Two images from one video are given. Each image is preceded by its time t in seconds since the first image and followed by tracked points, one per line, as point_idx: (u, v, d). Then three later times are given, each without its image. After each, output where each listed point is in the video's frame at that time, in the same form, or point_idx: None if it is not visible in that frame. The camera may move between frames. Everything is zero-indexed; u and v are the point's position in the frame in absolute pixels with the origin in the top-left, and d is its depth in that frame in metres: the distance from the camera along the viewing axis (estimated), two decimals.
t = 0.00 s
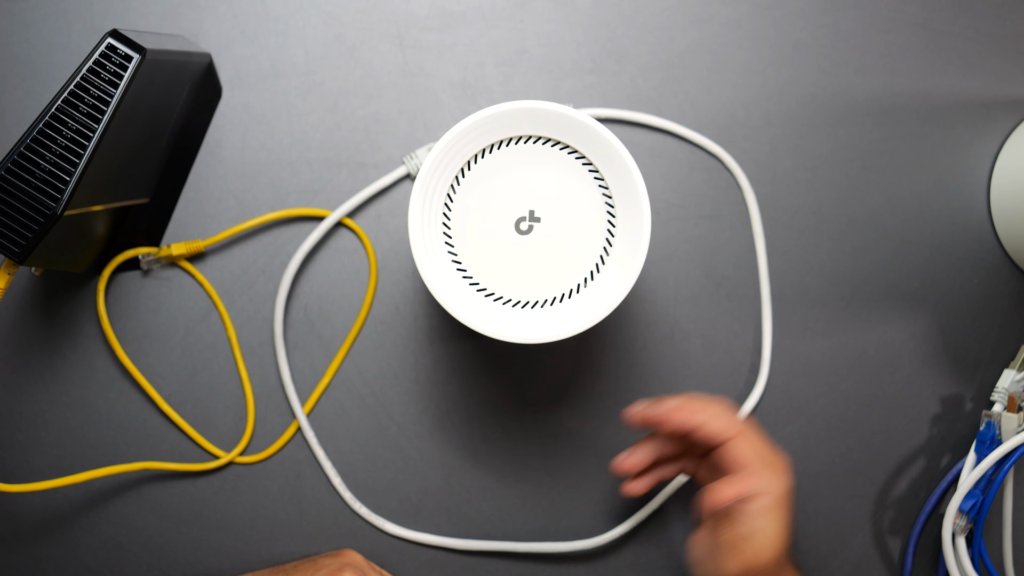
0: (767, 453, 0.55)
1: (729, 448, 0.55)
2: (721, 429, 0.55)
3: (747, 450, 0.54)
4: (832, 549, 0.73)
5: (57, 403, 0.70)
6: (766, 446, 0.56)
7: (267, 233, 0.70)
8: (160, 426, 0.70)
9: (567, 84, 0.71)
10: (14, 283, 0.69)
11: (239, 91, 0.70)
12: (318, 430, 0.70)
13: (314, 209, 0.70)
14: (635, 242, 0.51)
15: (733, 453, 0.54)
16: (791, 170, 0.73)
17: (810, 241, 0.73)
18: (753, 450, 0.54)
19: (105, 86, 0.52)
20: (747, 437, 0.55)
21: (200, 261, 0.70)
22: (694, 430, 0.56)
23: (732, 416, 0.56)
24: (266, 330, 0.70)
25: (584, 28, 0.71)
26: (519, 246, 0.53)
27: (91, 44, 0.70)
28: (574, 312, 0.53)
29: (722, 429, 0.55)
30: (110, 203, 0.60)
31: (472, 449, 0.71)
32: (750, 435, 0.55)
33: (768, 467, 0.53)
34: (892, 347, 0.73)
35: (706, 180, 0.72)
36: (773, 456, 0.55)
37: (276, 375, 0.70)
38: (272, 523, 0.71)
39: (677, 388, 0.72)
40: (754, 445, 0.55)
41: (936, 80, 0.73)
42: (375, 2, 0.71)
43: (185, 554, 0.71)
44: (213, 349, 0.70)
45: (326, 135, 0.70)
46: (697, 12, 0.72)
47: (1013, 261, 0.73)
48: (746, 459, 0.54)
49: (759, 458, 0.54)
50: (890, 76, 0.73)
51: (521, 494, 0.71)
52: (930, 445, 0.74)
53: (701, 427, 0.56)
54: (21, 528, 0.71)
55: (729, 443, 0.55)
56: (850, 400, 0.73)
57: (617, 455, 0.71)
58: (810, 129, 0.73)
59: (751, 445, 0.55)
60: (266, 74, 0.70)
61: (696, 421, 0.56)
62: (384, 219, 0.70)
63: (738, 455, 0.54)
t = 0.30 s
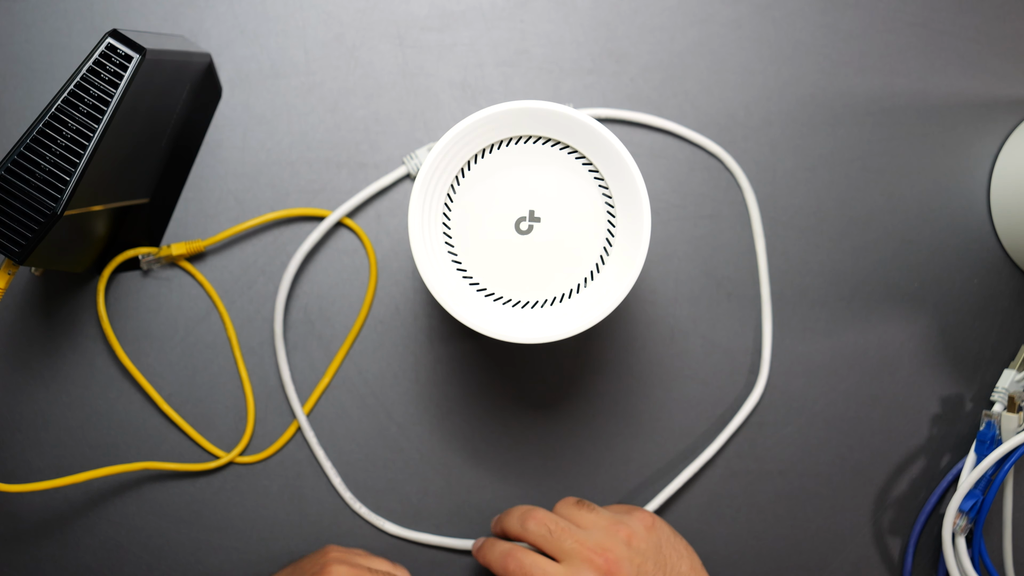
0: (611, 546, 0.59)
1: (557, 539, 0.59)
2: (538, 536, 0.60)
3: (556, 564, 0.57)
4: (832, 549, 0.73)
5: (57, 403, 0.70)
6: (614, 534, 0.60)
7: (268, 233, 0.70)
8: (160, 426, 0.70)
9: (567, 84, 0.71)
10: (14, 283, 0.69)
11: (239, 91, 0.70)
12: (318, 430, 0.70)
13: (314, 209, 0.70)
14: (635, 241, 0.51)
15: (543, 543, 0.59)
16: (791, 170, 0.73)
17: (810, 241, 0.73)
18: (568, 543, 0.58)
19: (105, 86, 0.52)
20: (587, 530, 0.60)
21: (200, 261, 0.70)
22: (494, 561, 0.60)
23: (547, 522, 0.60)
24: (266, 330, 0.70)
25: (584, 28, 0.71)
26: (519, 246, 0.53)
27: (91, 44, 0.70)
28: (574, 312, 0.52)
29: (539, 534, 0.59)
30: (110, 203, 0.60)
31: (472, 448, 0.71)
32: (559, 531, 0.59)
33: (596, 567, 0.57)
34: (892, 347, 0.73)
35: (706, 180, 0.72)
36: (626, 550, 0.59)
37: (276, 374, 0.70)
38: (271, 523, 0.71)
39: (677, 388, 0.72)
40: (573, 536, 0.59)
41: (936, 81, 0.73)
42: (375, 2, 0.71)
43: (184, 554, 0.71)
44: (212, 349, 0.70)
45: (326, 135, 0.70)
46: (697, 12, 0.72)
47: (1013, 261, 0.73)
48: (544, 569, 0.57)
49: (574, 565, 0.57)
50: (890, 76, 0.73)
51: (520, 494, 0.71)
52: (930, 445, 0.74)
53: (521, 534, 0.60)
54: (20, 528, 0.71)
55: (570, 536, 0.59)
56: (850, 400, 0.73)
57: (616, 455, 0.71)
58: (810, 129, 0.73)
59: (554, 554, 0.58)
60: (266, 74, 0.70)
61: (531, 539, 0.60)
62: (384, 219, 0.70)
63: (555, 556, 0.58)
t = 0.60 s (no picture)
0: (599, 538, 0.61)
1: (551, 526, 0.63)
2: (537, 522, 0.64)
3: (545, 548, 0.62)
4: (832, 549, 0.73)
5: (57, 403, 0.70)
6: (606, 526, 0.62)
7: (268, 233, 0.70)
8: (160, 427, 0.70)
9: (567, 84, 0.71)
10: (14, 282, 0.69)
11: (239, 91, 0.70)
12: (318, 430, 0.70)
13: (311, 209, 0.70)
14: (635, 242, 0.51)
15: (540, 531, 0.64)
16: (791, 170, 0.73)
17: (810, 241, 0.73)
18: (560, 530, 0.62)
19: (105, 86, 0.52)
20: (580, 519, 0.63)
21: (200, 261, 0.70)
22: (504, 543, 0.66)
23: (550, 511, 0.64)
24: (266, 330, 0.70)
25: (584, 28, 0.71)
26: (519, 246, 0.53)
27: (91, 44, 0.70)
28: (574, 312, 0.52)
29: (538, 523, 0.64)
30: (110, 203, 0.61)
31: (472, 449, 0.71)
32: (554, 520, 0.63)
33: (577, 555, 0.60)
34: (892, 347, 0.73)
35: (706, 180, 0.72)
36: (612, 542, 0.61)
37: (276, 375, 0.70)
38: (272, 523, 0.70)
39: (677, 388, 0.72)
40: (567, 524, 0.62)
41: (936, 81, 0.73)
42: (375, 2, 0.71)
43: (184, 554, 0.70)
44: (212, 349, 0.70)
45: (326, 135, 0.70)
46: (697, 12, 0.72)
47: (1013, 261, 0.73)
48: (534, 552, 0.62)
49: (559, 553, 0.61)
50: (890, 76, 0.73)
51: (520, 494, 0.71)
52: (929, 445, 0.74)
53: (527, 521, 0.66)
54: (20, 528, 0.71)
55: (562, 523, 0.63)
56: (850, 400, 0.73)
57: (616, 455, 0.71)
58: (810, 129, 0.73)
59: (547, 540, 0.62)
60: (266, 74, 0.70)
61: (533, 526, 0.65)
62: (384, 219, 0.70)
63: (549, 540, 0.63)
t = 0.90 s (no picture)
0: (616, 534, 0.62)
1: (569, 512, 0.63)
2: (556, 509, 0.64)
3: (562, 537, 0.62)
4: (832, 549, 0.73)
5: (57, 403, 0.70)
6: (625, 521, 0.62)
7: (267, 233, 0.70)
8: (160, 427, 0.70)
9: (567, 84, 0.71)
10: (14, 282, 0.69)
11: (239, 91, 0.70)
12: (317, 430, 0.70)
13: (263, 263, 0.70)
14: (635, 241, 0.51)
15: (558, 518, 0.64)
16: (791, 170, 0.73)
17: (810, 241, 0.73)
18: (578, 520, 0.62)
19: (105, 86, 0.52)
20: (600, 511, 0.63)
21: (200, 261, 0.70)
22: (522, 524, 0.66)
23: (570, 499, 0.64)
24: (266, 330, 0.70)
25: (584, 28, 0.71)
26: (519, 246, 0.53)
27: (91, 44, 0.70)
28: (574, 312, 0.53)
29: (557, 510, 0.64)
30: (109, 204, 0.60)
31: (472, 449, 0.71)
32: (574, 510, 0.63)
33: (594, 549, 0.61)
34: (892, 347, 0.73)
35: (706, 180, 0.72)
36: (630, 538, 0.61)
37: (277, 375, 0.70)
38: (271, 523, 0.70)
39: (677, 388, 0.72)
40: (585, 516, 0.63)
41: (936, 81, 0.73)
42: (375, 2, 0.71)
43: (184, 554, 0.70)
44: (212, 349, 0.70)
45: (326, 135, 0.70)
46: (697, 12, 0.72)
47: (1013, 261, 0.73)
48: (550, 540, 0.62)
49: (575, 544, 0.62)
50: (890, 76, 0.73)
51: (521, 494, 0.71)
52: (929, 445, 0.74)
53: (547, 505, 0.65)
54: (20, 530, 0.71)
55: (582, 514, 0.63)
56: (850, 400, 0.73)
57: (617, 455, 0.71)
58: (810, 130, 0.73)
59: (564, 528, 0.63)
60: (265, 74, 0.70)
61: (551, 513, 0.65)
62: (384, 219, 0.70)
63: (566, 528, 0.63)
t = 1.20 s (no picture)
0: (599, 538, 0.62)
1: (550, 515, 0.63)
2: (539, 512, 0.64)
3: (545, 540, 0.62)
4: (832, 549, 0.73)
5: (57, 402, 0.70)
6: (608, 525, 0.62)
7: (267, 233, 0.70)
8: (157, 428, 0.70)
9: (567, 84, 0.71)
10: (14, 282, 0.69)
11: (239, 92, 0.70)
12: (317, 430, 0.70)
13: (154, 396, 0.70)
14: (635, 241, 0.51)
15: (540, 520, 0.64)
16: (791, 170, 0.73)
17: (810, 241, 0.73)
18: (560, 523, 0.62)
19: (105, 86, 0.52)
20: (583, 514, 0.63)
21: (201, 262, 0.70)
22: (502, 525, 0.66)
23: (551, 503, 0.63)
24: (266, 330, 0.70)
25: (584, 28, 0.71)
26: (519, 246, 0.53)
27: (91, 44, 0.70)
28: (574, 312, 0.53)
29: (538, 512, 0.64)
30: (109, 204, 0.60)
31: (472, 449, 0.71)
32: (556, 513, 0.63)
33: (577, 554, 0.61)
34: (892, 347, 0.73)
35: (706, 180, 0.72)
36: (613, 542, 0.62)
37: (277, 374, 0.70)
38: (272, 523, 0.70)
39: (677, 388, 0.72)
40: (567, 520, 0.62)
41: (936, 81, 0.73)
42: (375, 2, 0.71)
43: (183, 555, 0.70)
44: (212, 349, 0.70)
45: (326, 135, 0.70)
46: (697, 12, 0.72)
47: (1013, 261, 0.73)
48: (532, 543, 0.62)
49: (558, 547, 0.62)
50: (890, 76, 0.73)
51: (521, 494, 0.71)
52: (930, 445, 0.74)
53: (527, 506, 0.65)
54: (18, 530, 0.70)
55: (564, 517, 0.63)
56: (850, 400, 0.73)
57: (617, 455, 0.71)
58: (811, 129, 0.73)
59: (547, 532, 0.63)
60: (265, 74, 0.70)
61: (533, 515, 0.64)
62: (384, 219, 0.70)
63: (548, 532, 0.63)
